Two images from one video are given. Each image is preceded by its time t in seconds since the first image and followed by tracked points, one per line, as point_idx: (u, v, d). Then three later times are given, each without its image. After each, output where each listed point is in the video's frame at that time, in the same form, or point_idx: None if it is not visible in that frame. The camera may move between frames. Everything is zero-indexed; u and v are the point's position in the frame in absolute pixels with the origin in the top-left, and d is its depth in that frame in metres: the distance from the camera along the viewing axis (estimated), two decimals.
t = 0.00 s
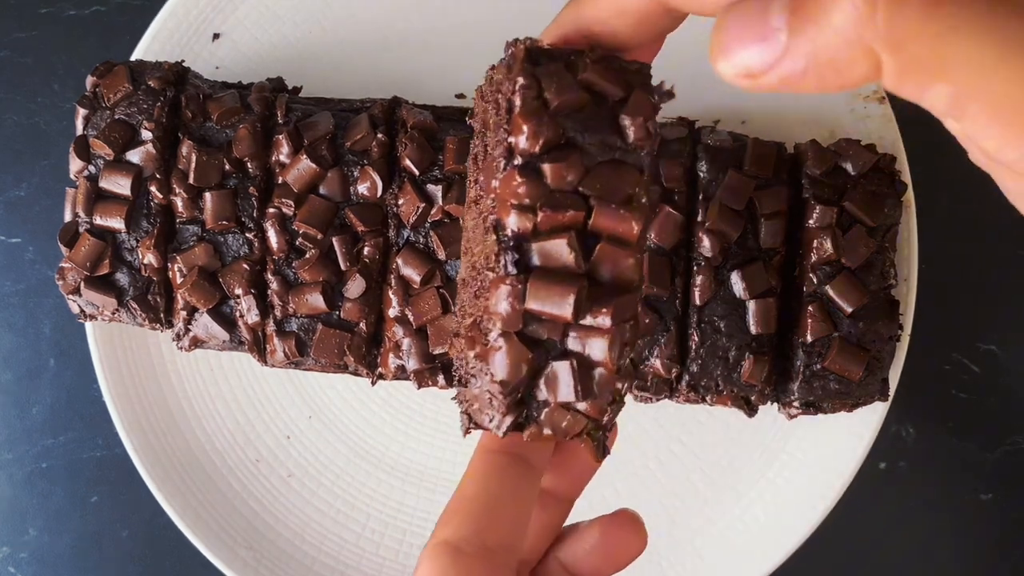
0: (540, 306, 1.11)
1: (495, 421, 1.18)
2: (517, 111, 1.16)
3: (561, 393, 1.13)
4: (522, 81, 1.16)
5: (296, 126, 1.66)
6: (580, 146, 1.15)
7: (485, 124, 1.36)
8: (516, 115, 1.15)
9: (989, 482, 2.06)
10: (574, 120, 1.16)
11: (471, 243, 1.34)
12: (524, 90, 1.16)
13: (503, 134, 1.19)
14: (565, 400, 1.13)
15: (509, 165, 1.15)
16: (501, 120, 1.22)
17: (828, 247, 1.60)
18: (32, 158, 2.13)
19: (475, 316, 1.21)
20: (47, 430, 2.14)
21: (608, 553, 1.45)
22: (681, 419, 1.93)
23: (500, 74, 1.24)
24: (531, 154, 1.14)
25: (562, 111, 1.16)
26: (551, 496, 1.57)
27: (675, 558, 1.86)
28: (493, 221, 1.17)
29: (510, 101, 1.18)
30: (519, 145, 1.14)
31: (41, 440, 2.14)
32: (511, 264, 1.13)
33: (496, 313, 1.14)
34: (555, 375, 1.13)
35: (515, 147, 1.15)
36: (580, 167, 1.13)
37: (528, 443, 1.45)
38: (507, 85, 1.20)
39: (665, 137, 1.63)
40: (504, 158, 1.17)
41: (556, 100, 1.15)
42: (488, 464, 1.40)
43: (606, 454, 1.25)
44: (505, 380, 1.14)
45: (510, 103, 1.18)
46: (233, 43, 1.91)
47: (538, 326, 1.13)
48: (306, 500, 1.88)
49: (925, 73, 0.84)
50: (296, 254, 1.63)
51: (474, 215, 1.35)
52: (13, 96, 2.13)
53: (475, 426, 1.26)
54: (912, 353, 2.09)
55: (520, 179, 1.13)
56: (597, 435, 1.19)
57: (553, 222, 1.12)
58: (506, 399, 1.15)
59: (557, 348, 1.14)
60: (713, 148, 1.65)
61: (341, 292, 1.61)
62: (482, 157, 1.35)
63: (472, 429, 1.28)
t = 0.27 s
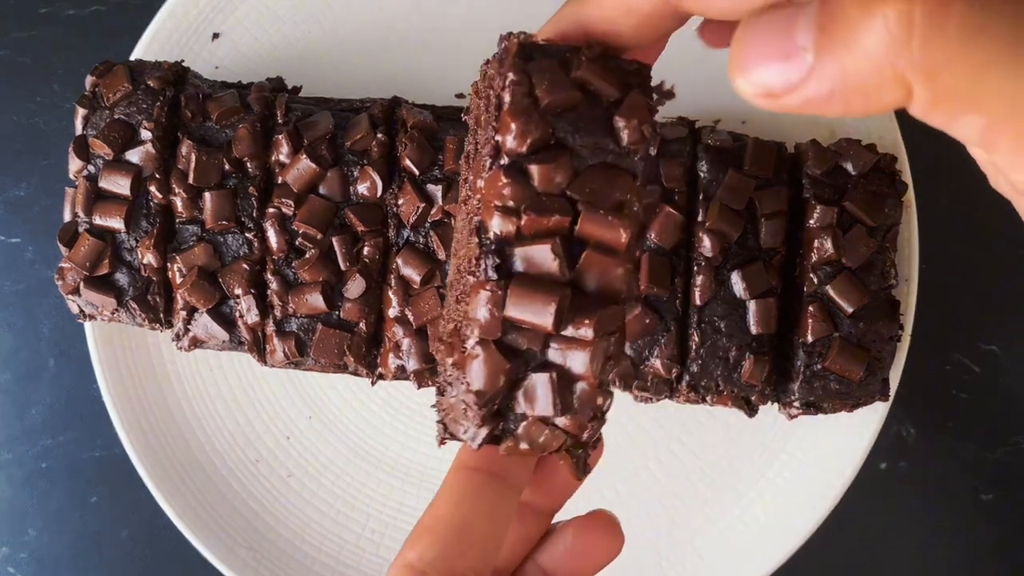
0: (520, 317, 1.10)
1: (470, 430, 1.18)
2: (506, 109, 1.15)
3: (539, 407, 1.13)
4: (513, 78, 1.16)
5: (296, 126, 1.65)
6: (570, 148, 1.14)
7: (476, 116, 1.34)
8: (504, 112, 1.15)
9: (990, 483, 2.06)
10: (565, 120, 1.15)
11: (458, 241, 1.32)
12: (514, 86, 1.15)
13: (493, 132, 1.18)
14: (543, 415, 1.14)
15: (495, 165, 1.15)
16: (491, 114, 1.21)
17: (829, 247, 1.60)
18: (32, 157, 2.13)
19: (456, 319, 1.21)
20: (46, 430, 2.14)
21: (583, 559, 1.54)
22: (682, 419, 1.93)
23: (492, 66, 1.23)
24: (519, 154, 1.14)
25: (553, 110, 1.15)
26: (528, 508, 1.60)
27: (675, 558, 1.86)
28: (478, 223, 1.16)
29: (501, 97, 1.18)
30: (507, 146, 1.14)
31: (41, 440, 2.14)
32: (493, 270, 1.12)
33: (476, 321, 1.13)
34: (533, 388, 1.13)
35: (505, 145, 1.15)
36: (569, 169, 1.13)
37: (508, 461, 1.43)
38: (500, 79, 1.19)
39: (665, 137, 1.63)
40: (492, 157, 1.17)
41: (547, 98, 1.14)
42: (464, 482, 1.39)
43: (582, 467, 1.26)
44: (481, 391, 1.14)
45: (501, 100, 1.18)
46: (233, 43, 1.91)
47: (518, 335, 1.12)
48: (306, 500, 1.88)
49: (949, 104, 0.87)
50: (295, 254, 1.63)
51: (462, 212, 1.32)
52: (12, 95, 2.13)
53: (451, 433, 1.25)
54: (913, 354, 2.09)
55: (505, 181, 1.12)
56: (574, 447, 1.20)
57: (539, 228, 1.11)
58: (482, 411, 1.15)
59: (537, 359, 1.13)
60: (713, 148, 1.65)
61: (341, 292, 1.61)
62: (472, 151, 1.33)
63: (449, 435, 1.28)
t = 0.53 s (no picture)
0: (482, 355, 1.07)
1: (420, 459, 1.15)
2: (489, 139, 1.11)
3: (492, 445, 1.10)
4: (500, 108, 1.11)
5: (296, 126, 1.65)
6: (552, 188, 1.10)
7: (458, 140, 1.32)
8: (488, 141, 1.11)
9: (990, 483, 2.06)
10: (549, 158, 1.11)
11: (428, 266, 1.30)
12: (500, 117, 1.11)
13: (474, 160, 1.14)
14: (495, 454, 1.11)
15: (473, 196, 1.12)
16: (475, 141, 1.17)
17: (829, 247, 1.60)
18: (31, 157, 2.13)
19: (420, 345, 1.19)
20: (46, 431, 2.14)
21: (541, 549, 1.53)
22: (682, 419, 1.92)
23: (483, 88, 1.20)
24: (499, 188, 1.10)
25: (538, 145, 1.11)
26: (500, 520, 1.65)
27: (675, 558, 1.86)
28: (448, 252, 1.13)
29: (486, 125, 1.14)
30: (487, 178, 1.10)
31: (41, 441, 2.14)
32: (459, 306, 1.09)
33: (437, 355, 1.10)
34: (488, 425, 1.10)
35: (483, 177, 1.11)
36: (548, 210, 1.08)
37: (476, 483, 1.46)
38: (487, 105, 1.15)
39: (665, 136, 1.62)
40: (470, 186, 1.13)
41: (533, 134, 1.10)
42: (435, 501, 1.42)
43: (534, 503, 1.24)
44: (436, 424, 1.11)
45: (485, 128, 1.14)
46: (233, 43, 1.91)
47: (478, 372, 1.10)
48: (306, 500, 1.88)
49: (980, 145, 0.85)
50: (295, 254, 1.63)
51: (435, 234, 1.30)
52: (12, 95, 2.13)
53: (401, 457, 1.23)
54: (913, 354, 2.09)
55: (480, 215, 1.08)
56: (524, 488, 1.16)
57: (510, 267, 1.08)
58: (434, 444, 1.12)
59: (494, 397, 1.10)
60: (714, 148, 1.65)
61: (341, 292, 1.61)
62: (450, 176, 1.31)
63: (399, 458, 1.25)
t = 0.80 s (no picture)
0: (472, 401, 1.06)
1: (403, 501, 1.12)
2: (482, 181, 1.07)
3: (479, 488, 1.08)
4: (494, 149, 1.07)
5: (296, 126, 1.65)
6: (545, 232, 1.07)
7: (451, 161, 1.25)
8: (481, 182, 1.07)
9: (991, 482, 2.06)
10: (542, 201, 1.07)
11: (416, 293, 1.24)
12: (494, 159, 1.07)
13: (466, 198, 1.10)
14: (482, 497, 1.08)
15: (464, 237, 1.08)
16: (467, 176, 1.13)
17: (830, 247, 1.59)
18: (31, 156, 2.13)
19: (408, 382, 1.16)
20: (45, 431, 2.13)
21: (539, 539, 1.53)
22: (682, 419, 1.92)
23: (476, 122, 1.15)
24: (492, 232, 1.07)
25: (532, 188, 1.07)
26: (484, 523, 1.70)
27: (675, 558, 1.86)
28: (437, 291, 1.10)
29: (478, 163, 1.10)
30: (479, 221, 1.07)
31: (40, 441, 2.14)
32: (449, 352, 1.07)
33: (425, 398, 1.09)
34: (476, 468, 1.08)
35: (474, 219, 1.07)
36: (542, 255, 1.06)
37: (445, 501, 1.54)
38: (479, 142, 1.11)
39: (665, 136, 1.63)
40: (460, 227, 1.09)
41: (528, 177, 1.07)
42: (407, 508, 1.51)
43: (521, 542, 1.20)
44: (421, 468, 1.09)
45: (478, 168, 1.10)
46: (233, 42, 1.90)
47: (467, 417, 1.08)
48: (306, 500, 1.88)
49: (1007, 196, 0.86)
50: (295, 254, 1.62)
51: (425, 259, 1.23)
52: (11, 95, 2.13)
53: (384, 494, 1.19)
54: (913, 354, 2.08)
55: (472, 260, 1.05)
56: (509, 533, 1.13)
57: (502, 313, 1.05)
58: (419, 487, 1.09)
59: (484, 440, 1.09)
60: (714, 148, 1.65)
61: (341, 292, 1.61)
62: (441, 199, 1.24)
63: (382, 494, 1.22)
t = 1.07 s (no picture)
0: (515, 421, 1.02)
1: (438, 530, 1.06)
2: (520, 192, 1.03)
3: (523, 513, 1.03)
4: (530, 159, 1.04)
5: (295, 126, 1.65)
6: (585, 243, 1.04)
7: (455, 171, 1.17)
8: (517, 193, 1.03)
9: (992, 483, 2.05)
10: (580, 211, 1.04)
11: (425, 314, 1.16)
12: (530, 169, 1.03)
13: (495, 211, 1.05)
14: (524, 522, 1.03)
15: (503, 251, 1.03)
16: (490, 189, 1.07)
17: (830, 247, 1.59)
18: (31, 157, 2.12)
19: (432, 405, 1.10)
20: (44, 431, 2.13)
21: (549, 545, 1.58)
22: (682, 419, 1.92)
23: (497, 131, 1.09)
24: (532, 244, 1.03)
25: (570, 198, 1.03)
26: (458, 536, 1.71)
27: (675, 558, 1.85)
28: (471, 309, 1.06)
29: (511, 173, 1.05)
30: (517, 233, 1.03)
31: (39, 441, 2.13)
32: (491, 366, 1.03)
33: (464, 418, 1.05)
34: (521, 490, 1.03)
35: (512, 231, 1.03)
36: (584, 267, 1.02)
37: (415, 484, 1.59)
38: (508, 153, 1.06)
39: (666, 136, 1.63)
40: (493, 240, 1.05)
41: (566, 186, 1.03)
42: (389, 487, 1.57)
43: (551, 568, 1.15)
44: (461, 492, 1.04)
45: (509, 179, 1.05)
46: (232, 42, 1.90)
47: (510, 437, 1.04)
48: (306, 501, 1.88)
49: None
50: (294, 254, 1.62)
51: (433, 280, 1.15)
52: (11, 95, 2.12)
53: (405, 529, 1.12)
54: (914, 354, 2.08)
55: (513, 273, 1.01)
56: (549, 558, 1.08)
57: (548, 327, 1.02)
58: (458, 513, 1.04)
59: (527, 462, 1.04)
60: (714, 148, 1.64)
61: (341, 292, 1.60)
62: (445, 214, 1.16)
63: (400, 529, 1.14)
